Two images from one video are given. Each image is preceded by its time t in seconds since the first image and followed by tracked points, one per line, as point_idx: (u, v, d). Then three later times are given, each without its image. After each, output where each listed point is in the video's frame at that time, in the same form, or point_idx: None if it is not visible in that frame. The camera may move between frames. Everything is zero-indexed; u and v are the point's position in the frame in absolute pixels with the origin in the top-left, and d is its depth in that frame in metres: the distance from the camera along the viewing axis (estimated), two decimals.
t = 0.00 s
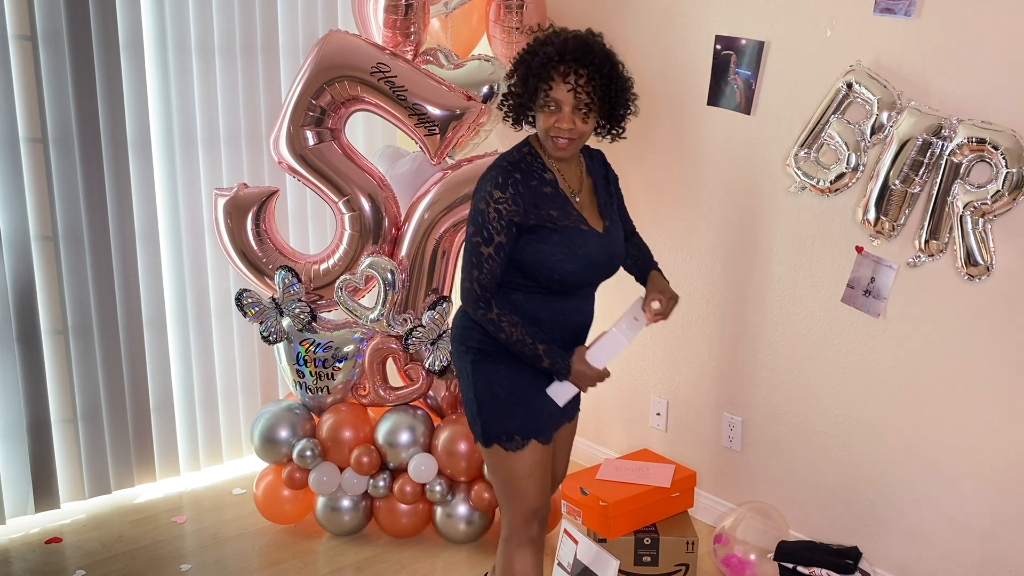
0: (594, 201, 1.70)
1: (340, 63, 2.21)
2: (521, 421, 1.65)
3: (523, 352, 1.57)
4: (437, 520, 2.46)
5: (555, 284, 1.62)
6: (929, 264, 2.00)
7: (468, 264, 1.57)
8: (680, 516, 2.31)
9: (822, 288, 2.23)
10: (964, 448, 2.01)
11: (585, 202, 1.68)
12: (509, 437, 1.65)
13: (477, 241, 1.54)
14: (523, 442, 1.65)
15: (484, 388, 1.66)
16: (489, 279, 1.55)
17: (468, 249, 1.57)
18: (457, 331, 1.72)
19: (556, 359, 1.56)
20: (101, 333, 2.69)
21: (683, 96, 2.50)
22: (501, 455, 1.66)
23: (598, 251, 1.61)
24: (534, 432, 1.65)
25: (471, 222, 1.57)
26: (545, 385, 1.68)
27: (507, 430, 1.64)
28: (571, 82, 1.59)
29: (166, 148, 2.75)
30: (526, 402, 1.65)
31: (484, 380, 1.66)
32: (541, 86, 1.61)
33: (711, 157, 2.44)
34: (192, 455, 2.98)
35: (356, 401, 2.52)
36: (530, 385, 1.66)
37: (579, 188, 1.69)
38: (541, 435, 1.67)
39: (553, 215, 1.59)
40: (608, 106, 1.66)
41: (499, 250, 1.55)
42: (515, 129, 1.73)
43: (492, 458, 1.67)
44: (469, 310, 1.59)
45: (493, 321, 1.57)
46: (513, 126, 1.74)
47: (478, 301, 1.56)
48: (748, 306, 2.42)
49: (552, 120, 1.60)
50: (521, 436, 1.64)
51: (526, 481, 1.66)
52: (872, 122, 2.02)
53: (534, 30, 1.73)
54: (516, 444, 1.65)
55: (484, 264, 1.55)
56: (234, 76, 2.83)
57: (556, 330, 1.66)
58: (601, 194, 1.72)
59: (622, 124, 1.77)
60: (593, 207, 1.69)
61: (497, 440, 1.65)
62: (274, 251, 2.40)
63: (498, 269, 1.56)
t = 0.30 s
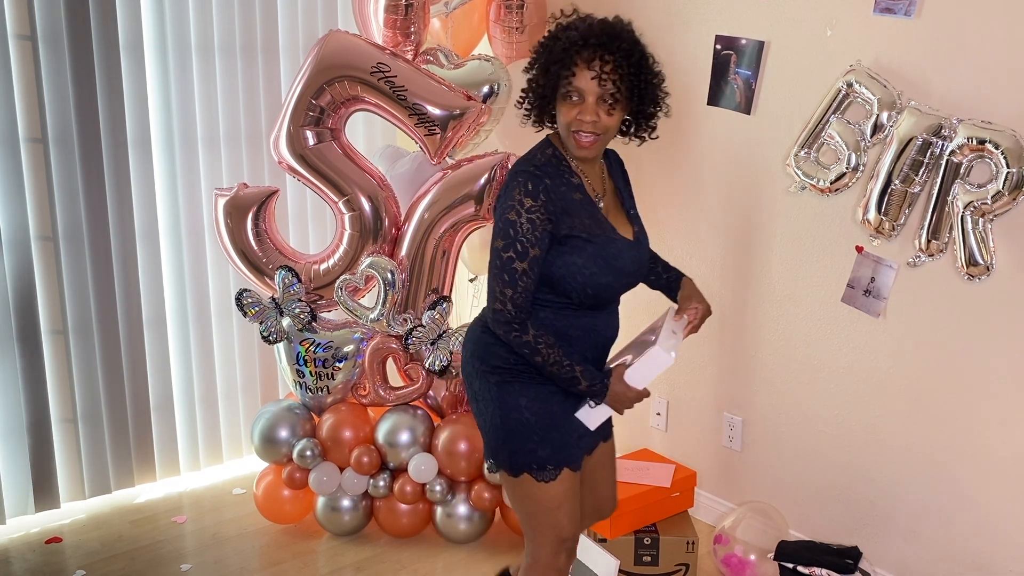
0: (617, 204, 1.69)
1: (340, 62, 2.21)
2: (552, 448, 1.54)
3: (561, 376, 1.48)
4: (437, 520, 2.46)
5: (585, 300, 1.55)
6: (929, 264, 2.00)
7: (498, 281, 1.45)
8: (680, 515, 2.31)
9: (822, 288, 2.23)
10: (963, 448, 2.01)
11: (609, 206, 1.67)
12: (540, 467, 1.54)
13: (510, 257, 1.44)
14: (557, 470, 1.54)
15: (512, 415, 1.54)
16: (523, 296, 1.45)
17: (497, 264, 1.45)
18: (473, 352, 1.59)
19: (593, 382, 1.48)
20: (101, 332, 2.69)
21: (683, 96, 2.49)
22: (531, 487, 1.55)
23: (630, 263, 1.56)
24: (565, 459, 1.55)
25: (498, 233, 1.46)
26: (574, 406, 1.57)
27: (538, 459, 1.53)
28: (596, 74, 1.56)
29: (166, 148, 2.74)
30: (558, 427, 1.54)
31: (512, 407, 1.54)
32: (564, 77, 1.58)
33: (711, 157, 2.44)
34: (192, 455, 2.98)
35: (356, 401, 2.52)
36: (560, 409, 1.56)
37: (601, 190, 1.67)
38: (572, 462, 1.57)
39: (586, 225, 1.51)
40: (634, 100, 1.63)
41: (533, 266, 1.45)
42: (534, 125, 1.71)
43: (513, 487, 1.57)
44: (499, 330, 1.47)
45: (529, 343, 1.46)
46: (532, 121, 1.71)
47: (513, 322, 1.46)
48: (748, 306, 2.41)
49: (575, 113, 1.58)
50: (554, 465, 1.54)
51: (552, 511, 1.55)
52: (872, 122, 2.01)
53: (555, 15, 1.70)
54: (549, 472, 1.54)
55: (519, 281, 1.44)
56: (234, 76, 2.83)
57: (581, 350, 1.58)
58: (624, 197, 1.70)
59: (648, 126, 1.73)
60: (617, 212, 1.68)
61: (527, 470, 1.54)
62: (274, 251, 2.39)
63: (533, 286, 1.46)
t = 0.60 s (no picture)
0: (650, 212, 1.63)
1: (340, 62, 2.21)
2: (567, 458, 1.53)
3: (588, 385, 1.46)
4: (437, 520, 2.46)
5: (609, 309, 1.53)
6: (929, 264, 2.00)
7: (525, 289, 1.42)
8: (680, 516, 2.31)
9: (822, 288, 2.22)
10: (963, 449, 2.01)
11: (643, 214, 1.61)
12: (555, 477, 1.53)
13: (540, 264, 1.41)
14: (572, 480, 1.54)
15: (524, 423, 1.54)
16: (550, 306, 1.42)
17: (526, 272, 1.42)
18: (488, 359, 1.61)
19: (625, 390, 1.46)
20: (101, 333, 2.69)
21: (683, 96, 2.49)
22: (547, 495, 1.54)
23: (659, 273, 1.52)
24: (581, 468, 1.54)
25: (527, 240, 1.43)
26: (587, 415, 1.56)
27: (552, 469, 1.52)
28: (635, 71, 1.51)
29: (166, 149, 2.75)
30: (572, 437, 1.54)
31: (525, 413, 1.54)
32: (601, 75, 1.53)
33: (711, 157, 2.44)
34: (192, 455, 2.98)
35: (356, 401, 2.52)
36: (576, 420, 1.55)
37: (635, 197, 1.61)
38: (588, 470, 1.56)
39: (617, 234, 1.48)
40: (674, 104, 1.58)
41: (562, 274, 1.42)
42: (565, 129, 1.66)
43: (531, 498, 1.56)
44: (524, 340, 1.45)
45: (556, 353, 1.44)
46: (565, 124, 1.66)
47: (540, 331, 1.43)
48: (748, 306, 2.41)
49: (614, 112, 1.53)
50: (569, 476, 1.53)
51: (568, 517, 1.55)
52: (872, 122, 2.00)
53: (586, 13, 1.65)
54: (564, 482, 1.53)
55: (550, 289, 1.41)
56: (234, 77, 2.83)
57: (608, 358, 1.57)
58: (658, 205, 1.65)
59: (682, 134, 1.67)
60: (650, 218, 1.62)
61: (541, 479, 1.54)
62: (274, 251, 2.39)
63: (561, 296, 1.43)
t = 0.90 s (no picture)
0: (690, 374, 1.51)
1: (340, 63, 2.22)
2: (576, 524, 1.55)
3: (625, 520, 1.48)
4: (437, 520, 2.46)
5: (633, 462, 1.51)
6: (929, 263, 2.00)
7: (567, 443, 1.43)
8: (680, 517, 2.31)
9: (822, 288, 2.22)
10: (963, 448, 2.01)
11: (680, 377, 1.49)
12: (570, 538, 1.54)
13: (585, 427, 1.40)
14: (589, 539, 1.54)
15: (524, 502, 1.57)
16: (588, 465, 1.42)
17: (570, 429, 1.42)
18: (486, 448, 1.65)
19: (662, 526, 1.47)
20: (101, 333, 2.69)
21: (683, 96, 2.49)
22: (569, 559, 1.55)
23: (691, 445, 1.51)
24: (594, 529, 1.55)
25: (572, 396, 1.42)
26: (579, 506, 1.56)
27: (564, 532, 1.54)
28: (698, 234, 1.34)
29: (166, 150, 2.75)
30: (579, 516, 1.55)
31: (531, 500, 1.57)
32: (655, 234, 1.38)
33: (711, 157, 2.44)
34: (192, 455, 2.98)
35: (356, 401, 2.52)
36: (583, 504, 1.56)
37: (677, 359, 1.48)
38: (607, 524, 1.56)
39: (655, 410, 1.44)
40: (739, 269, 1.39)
41: (604, 439, 1.42)
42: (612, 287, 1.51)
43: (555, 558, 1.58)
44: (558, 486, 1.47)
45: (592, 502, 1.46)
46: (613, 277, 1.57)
47: (575, 486, 1.44)
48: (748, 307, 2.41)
49: (671, 277, 1.36)
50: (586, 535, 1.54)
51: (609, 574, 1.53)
52: (872, 122, 2.00)
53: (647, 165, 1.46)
54: (581, 541, 1.54)
55: (589, 448, 1.41)
56: (234, 77, 2.83)
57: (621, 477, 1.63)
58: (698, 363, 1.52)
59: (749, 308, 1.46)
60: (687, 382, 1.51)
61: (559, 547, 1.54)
62: (274, 251, 2.39)
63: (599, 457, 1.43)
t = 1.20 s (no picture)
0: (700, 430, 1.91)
1: (340, 63, 2.21)
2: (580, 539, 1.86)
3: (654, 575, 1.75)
4: (437, 520, 2.46)
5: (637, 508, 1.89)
6: (929, 263, 2.00)
7: (602, 503, 1.72)
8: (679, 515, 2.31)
9: (822, 288, 2.23)
10: (963, 448, 2.01)
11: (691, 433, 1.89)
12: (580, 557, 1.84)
13: (617, 488, 1.69)
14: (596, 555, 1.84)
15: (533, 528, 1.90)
16: (620, 520, 1.74)
17: (604, 490, 1.71)
18: (490, 477, 1.98)
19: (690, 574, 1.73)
20: (101, 333, 2.69)
21: (683, 96, 2.49)
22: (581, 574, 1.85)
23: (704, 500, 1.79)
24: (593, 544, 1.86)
25: (613, 467, 1.69)
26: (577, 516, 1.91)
27: (572, 549, 1.85)
28: (739, 321, 1.73)
29: (166, 149, 2.75)
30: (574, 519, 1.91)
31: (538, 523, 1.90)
32: (701, 313, 1.75)
33: (711, 157, 2.44)
34: (192, 455, 2.98)
35: (356, 401, 2.52)
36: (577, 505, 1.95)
37: (693, 412, 1.88)
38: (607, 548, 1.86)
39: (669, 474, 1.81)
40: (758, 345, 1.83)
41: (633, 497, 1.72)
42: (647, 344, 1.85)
43: None
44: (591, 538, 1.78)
45: (623, 555, 1.76)
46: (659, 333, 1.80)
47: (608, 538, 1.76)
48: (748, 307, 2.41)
49: (706, 352, 1.74)
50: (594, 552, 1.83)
51: None
52: (872, 122, 2.00)
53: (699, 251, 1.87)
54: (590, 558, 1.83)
55: (623, 507, 1.72)
56: (234, 76, 2.83)
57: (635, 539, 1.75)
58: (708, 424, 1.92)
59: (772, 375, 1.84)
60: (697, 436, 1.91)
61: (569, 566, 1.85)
62: (274, 252, 2.39)
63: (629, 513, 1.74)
